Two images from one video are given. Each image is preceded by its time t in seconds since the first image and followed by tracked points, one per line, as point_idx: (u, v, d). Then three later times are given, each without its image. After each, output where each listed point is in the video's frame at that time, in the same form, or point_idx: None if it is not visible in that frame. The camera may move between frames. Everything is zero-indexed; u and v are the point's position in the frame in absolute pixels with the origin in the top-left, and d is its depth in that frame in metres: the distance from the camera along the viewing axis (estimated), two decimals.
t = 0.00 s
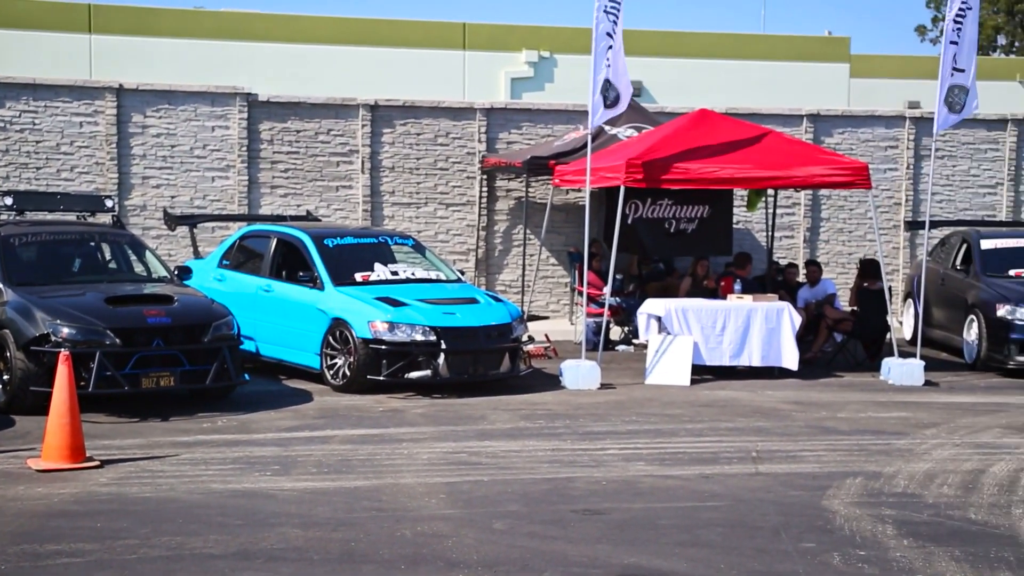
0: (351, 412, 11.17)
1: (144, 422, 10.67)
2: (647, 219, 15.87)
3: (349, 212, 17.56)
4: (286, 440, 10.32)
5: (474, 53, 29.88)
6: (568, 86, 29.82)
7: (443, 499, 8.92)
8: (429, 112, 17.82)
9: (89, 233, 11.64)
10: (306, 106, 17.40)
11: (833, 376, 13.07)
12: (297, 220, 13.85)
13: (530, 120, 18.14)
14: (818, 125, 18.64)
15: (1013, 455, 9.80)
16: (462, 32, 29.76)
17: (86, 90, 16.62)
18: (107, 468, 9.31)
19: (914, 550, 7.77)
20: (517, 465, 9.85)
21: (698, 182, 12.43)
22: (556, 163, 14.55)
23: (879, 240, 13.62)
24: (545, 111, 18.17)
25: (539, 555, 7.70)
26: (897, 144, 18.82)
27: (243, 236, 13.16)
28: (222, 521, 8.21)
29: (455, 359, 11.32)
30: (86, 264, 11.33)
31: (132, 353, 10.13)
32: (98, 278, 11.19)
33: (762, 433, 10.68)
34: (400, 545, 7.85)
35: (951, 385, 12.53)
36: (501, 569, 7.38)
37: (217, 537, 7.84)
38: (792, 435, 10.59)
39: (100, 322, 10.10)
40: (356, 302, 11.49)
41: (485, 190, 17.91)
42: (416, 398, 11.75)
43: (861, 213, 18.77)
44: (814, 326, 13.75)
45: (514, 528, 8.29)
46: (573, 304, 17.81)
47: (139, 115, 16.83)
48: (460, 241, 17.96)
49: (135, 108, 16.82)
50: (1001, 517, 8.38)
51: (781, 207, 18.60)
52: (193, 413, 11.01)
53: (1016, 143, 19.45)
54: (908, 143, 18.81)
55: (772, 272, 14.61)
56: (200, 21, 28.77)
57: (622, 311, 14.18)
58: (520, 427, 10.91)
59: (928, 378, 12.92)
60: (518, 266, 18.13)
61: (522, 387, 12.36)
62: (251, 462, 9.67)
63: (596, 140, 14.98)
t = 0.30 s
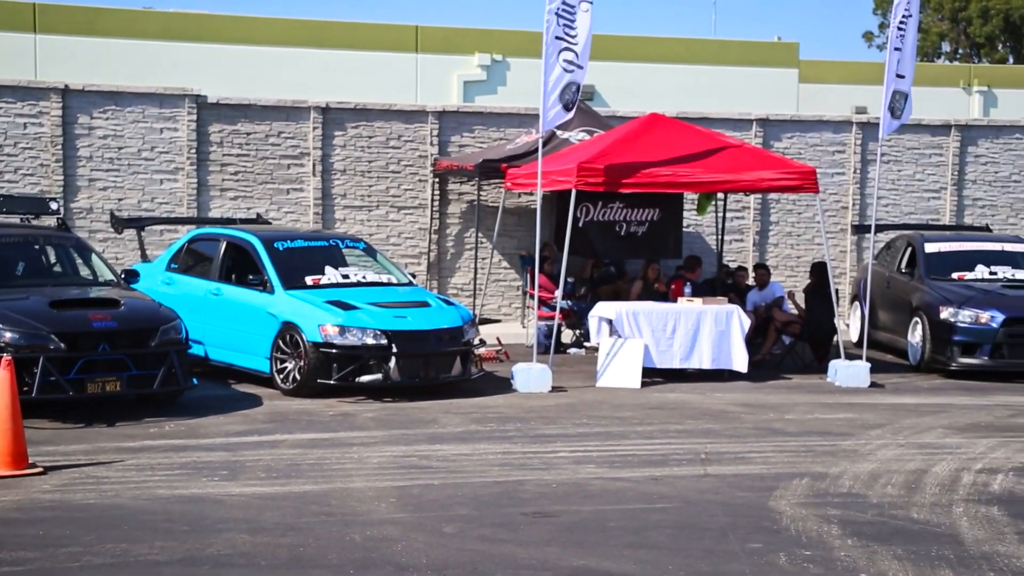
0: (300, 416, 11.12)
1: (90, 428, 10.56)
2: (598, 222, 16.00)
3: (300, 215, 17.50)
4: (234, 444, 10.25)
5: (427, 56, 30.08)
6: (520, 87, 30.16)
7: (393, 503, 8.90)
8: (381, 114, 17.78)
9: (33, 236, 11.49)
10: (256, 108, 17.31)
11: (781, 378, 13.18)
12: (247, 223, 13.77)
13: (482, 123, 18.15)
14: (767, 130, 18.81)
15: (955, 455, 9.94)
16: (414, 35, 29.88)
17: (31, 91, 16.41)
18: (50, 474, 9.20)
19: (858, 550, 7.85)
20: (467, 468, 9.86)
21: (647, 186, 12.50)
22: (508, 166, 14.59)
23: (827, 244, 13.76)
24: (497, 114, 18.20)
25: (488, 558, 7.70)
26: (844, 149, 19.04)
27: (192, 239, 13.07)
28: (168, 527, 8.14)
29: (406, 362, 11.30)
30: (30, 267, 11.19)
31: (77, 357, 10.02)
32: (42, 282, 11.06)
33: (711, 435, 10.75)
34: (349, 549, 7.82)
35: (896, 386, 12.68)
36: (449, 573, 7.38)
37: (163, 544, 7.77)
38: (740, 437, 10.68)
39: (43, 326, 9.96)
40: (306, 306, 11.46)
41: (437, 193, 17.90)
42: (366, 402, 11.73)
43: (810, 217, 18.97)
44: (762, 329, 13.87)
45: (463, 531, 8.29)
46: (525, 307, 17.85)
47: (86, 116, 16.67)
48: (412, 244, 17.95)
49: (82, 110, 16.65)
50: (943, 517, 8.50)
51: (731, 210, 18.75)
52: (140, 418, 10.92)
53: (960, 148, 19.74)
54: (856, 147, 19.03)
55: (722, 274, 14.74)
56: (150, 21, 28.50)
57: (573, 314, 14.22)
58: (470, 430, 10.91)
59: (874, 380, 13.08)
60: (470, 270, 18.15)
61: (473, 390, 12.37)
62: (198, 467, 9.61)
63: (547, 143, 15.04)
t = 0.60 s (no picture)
0: (248, 421, 11.04)
1: (32, 434, 10.42)
2: (548, 225, 16.00)
3: (248, 218, 17.39)
4: (179, 450, 10.16)
5: (376, 57, 29.92)
6: (471, 93, 30.18)
7: (340, 508, 8.86)
8: (330, 117, 17.70)
9: None
10: (203, 110, 17.18)
11: (729, 380, 13.27)
12: (194, 225, 13.66)
13: (432, 126, 18.13)
14: (715, 133, 18.94)
15: (898, 455, 10.07)
16: (364, 37, 29.73)
17: None
18: None
19: (803, 550, 7.91)
20: (416, 472, 9.83)
21: (594, 189, 12.59)
22: (458, 169, 14.59)
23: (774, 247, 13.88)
24: (447, 117, 18.18)
25: (435, 561, 7.69)
26: (791, 153, 19.22)
27: (137, 242, 12.95)
28: (112, 534, 8.05)
29: (355, 366, 11.25)
30: None
31: (18, 363, 9.88)
32: None
33: (659, 437, 10.81)
34: (296, 555, 7.77)
35: (842, 388, 12.82)
36: None
37: (106, 551, 7.68)
38: (688, 439, 10.74)
39: None
40: (254, 309, 11.38)
41: (387, 196, 17.86)
42: (315, 406, 11.67)
43: (757, 220, 19.13)
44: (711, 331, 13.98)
45: (412, 535, 8.27)
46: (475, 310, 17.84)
47: (28, 117, 16.46)
48: (362, 247, 17.89)
49: (24, 110, 16.44)
50: (886, 516, 8.60)
51: (680, 214, 18.85)
52: (84, 424, 10.79)
53: (903, 152, 19.99)
54: (802, 152, 19.22)
55: (671, 277, 14.83)
56: (93, 21, 28.03)
57: (524, 316, 14.24)
58: (419, 434, 10.89)
59: (820, 382, 13.21)
60: (420, 273, 18.12)
61: (423, 394, 12.35)
62: (143, 473, 9.51)
63: (497, 146, 15.07)
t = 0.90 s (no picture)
0: (196, 425, 10.94)
1: None
2: (499, 228, 16.01)
3: (196, 221, 17.24)
4: (125, 455, 10.04)
5: (326, 60, 29.68)
6: (420, 94, 30.19)
7: (289, 512, 8.79)
8: (279, 119, 17.60)
9: None
10: (150, 112, 17.02)
11: (678, 382, 13.35)
12: (140, 227, 13.52)
13: (382, 128, 18.07)
14: (664, 137, 19.06)
15: (845, 456, 10.18)
16: (313, 39, 29.59)
17: None
18: None
19: (751, 551, 7.96)
20: (365, 475, 9.79)
21: (544, 193, 12.58)
22: (408, 171, 14.56)
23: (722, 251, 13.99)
24: (397, 120, 18.13)
25: (384, 565, 7.65)
26: (739, 156, 19.38)
27: (82, 245, 12.79)
28: (55, 541, 7.93)
29: (304, 370, 11.19)
30: None
31: None
32: None
33: (609, 439, 10.84)
34: (244, 560, 7.69)
35: (790, 389, 12.94)
36: None
37: (48, 558, 7.57)
38: (638, 441, 10.78)
39: None
40: (202, 313, 11.28)
41: (337, 199, 17.78)
42: (264, 410, 11.58)
43: (706, 223, 19.27)
44: (660, 334, 14.08)
45: (361, 539, 8.23)
46: (426, 312, 17.81)
47: None
48: (312, 249, 17.78)
49: None
50: (833, 516, 8.68)
51: (630, 217, 18.94)
52: (27, 429, 10.63)
53: (849, 156, 20.23)
54: (750, 155, 19.38)
55: (621, 280, 14.90)
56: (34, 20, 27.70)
57: (474, 319, 14.23)
58: (369, 437, 10.84)
59: (768, 383, 13.32)
60: (371, 275, 18.06)
61: (373, 397, 12.30)
62: (88, 478, 9.38)
63: (447, 149, 15.07)
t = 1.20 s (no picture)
0: (147, 429, 10.83)
1: None
2: (454, 231, 15.96)
3: (148, 223, 17.08)
4: (75, 460, 9.92)
5: (281, 62, 29.63)
6: (374, 97, 30.27)
7: (242, 517, 8.72)
8: (232, 121, 17.49)
9: None
10: (101, 113, 16.85)
11: (633, 385, 13.40)
12: (90, 230, 13.37)
13: (336, 131, 18.00)
14: (619, 140, 19.14)
15: (796, 457, 10.26)
16: (267, 42, 29.55)
17: None
18: None
19: (703, 552, 8.00)
20: (318, 479, 9.74)
21: (501, 195, 12.60)
22: (362, 174, 14.53)
23: (676, 254, 14.06)
24: (352, 122, 18.06)
25: (337, 569, 7.61)
26: (692, 160, 19.50)
27: (31, 248, 12.64)
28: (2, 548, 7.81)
29: (258, 373, 11.11)
30: None
31: None
32: None
33: (563, 442, 10.86)
34: (195, 565, 7.62)
35: (743, 391, 13.03)
36: None
37: None
38: (592, 443, 10.81)
39: None
40: (154, 316, 11.18)
41: (291, 201, 17.70)
42: (217, 414, 11.50)
43: (661, 226, 19.37)
44: (615, 336, 14.12)
45: (314, 544, 8.18)
46: (381, 315, 17.76)
47: None
48: (266, 252, 17.68)
49: None
50: (784, 517, 8.75)
51: (584, 219, 18.99)
52: None
53: (801, 160, 20.41)
54: (703, 159, 19.51)
55: (575, 283, 14.94)
56: None
57: (429, 322, 14.21)
58: (323, 441, 10.79)
59: (722, 385, 13.40)
60: (325, 278, 17.97)
61: (327, 401, 12.25)
62: (36, 484, 9.25)
63: (401, 151, 15.05)
